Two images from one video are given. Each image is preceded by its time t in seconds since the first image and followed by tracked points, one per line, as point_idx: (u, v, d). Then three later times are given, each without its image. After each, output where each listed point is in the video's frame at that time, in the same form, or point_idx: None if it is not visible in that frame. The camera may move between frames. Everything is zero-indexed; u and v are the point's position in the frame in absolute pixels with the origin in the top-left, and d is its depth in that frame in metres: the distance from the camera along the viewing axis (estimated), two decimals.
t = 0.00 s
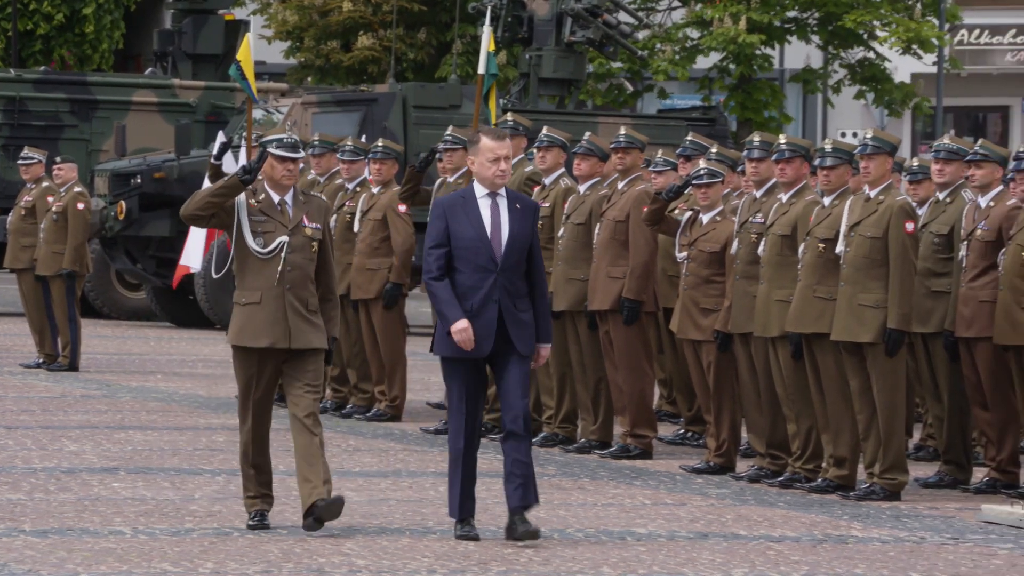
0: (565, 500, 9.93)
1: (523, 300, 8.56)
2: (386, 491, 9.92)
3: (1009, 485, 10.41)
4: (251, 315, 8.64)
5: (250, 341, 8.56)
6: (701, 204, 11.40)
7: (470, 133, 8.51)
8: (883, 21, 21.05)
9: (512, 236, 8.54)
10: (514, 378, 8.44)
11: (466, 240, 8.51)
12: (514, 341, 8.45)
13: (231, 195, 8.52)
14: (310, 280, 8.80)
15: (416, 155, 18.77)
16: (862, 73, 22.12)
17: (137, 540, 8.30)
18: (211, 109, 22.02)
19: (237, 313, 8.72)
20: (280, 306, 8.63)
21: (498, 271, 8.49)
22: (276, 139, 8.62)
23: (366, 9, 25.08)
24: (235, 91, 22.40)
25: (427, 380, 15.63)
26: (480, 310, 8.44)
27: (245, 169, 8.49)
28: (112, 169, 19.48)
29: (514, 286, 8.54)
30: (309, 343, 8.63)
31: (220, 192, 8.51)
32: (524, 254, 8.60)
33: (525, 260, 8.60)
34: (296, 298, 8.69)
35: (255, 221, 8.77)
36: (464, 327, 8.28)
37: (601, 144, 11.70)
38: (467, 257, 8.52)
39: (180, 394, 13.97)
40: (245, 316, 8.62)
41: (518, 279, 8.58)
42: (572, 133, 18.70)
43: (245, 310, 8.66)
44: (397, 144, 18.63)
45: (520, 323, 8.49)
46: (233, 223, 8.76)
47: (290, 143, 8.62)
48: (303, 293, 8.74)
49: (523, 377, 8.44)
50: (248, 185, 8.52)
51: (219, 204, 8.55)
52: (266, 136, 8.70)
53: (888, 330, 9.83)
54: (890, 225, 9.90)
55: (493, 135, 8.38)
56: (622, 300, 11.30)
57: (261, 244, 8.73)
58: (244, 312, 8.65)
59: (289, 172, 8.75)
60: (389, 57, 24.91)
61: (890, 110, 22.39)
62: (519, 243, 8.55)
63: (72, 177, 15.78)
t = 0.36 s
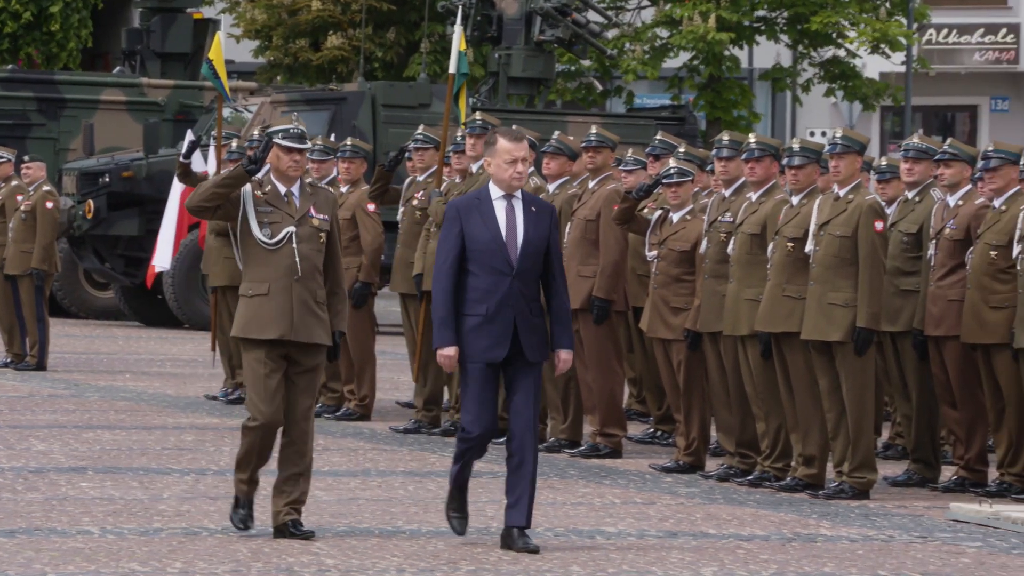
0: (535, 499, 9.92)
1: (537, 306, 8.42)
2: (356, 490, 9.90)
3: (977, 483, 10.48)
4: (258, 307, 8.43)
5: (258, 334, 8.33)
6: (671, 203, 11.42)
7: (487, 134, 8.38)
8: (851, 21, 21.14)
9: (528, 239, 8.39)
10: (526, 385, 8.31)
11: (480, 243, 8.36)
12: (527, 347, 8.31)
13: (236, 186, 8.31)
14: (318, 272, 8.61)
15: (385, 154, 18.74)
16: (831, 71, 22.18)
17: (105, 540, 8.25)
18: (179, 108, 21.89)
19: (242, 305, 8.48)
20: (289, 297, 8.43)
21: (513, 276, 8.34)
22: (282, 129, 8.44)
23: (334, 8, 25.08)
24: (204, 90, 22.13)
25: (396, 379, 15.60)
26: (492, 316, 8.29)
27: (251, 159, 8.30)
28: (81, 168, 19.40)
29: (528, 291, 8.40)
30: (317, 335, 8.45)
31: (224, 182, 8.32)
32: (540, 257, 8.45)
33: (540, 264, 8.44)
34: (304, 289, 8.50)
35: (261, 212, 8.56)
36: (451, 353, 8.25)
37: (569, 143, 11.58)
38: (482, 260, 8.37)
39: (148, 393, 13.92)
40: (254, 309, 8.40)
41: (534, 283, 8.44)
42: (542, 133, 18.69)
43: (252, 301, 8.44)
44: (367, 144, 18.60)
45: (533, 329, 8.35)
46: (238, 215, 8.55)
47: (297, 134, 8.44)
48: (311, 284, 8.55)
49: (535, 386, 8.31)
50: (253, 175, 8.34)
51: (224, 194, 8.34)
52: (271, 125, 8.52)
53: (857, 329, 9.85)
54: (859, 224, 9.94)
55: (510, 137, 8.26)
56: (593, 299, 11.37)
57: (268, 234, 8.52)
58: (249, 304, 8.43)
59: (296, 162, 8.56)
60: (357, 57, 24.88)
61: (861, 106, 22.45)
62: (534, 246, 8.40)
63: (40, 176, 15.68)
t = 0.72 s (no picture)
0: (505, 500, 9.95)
1: (542, 317, 8.28)
2: (326, 491, 9.90)
3: (944, 483, 10.52)
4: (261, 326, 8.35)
5: (262, 351, 8.26)
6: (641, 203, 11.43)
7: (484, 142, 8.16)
8: (820, 24, 21.23)
9: (530, 250, 8.25)
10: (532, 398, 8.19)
11: (481, 256, 8.23)
12: (532, 361, 8.17)
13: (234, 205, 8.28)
14: (322, 289, 8.53)
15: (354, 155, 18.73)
16: (799, 71, 22.28)
17: (74, 541, 8.24)
18: (148, 108, 21.90)
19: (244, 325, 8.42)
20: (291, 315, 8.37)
21: (516, 288, 8.21)
22: (279, 144, 8.34)
23: (304, 9, 25.07)
24: (172, 91, 22.29)
25: (366, 380, 15.61)
26: (495, 329, 8.18)
27: (247, 177, 8.23)
28: (49, 169, 19.34)
29: (532, 303, 8.25)
30: (320, 352, 8.36)
31: (221, 204, 8.32)
32: (544, 268, 8.31)
33: (544, 274, 8.30)
34: (307, 307, 8.42)
35: (261, 230, 8.51)
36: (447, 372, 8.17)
37: (538, 144, 11.68)
38: (484, 273, 8.23)
39: (117, 394, 13.90)
40: (256, 327, 8.32)
41: (539, 294, 8.29)
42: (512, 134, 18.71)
43: (255, 320, 8.37)
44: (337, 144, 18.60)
45: (537, 342, 8.22)
46: (238, 234, 8.50)
47: (294, 148, 8.34)
48: (313, 302, 8.46)
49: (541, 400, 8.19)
50: (251, 194, 8.27)
51: (221, 215, 8.34)
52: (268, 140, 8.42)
53: (826, 329, 9.90)
54: (828, 224, 9.97)
55: (509, 145, 8.07)
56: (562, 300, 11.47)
57: (269, 252, 8.47)
58: (252, 323, 8.36)
59: (295, 178, 8.49)
60: (327, 58, 24.86)
61: (829, 107, 22.55)
62: (537, 256, 8.26)
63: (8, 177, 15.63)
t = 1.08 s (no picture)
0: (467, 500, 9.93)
1: (538, 303, 8.15)
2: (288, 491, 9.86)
3: (906, 483, 10.56)
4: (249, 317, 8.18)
5: (249, 345, 8.09)
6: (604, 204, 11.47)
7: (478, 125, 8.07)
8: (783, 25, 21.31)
9: (525, 235, 8.11)
10: (529, 385, 8.00)
11: (476, 240, 8.09)
12: (530, 347, 8.03)
13: (227, 188, 8.11)
14: (312, 279, 8.34)
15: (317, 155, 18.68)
16: (761, 72, 22.38)
17: (34, 542, 8.19)
18: (110, 108, 21.79)
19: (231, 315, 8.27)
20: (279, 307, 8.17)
21: (512, 272, 8.07)
22: (273, 131, 8.16)
23: (266, 9, 24.98)
24: (134, 90, 22.18)
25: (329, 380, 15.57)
26: (492, 314, 8.03)
27: (240, 163, 8.04)
28: (10, 168, 19.23)
29: (528, 289, 8.12)
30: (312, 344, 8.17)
31: (215, 186, 8.11)
32: (540, 254, 8.18)
33: (540, 260, 8.16)
34: (296, 298, 8.23)
35: (252, 217, 8.32)
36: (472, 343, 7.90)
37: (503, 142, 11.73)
38: (479, 257, 8.09)
39: (79, 394, 13.83)
40: (244, 319, 8.17)
41: (535, 279, 8.16)
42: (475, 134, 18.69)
43: (243, 311, 8.20)
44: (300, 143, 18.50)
45: (534, 327, 8.08)
46: (228, 221, 8.32)
47: (288, 135, 8.15)
48: (303, 293, 8.28)
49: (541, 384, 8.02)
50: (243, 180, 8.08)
51: (212, 200, 8.16)
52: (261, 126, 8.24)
53: (788, 329, 9.93)
54: (790, 224, 10.00)
55: (504, 128, 7.96)
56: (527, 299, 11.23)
57: (258, 241, 8.27)
58: (240, 314, 8.20)
59: (287, 166, 8.30)
60: (289, 57, 24.78)
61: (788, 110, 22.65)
62: (533, 241, 8.13)
63: None
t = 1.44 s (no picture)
0: (428, 500, 9.93)
1: (544, 324, 7.82)
2: (248, 492, 9.83)
3: (865, 483, 10.63)
4: (249, 330, 8.00)
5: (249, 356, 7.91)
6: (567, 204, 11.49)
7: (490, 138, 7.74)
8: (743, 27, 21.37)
9: (535, 253, 7.78)
10: (530, 404, 7.67)
11: (483, 256, 7.76)
12: (534, 368, 7.71)
13: (230, 199, 7.91)
14: (315, 291, 8.16)
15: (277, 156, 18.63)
16: (722, 73, 22.41)
17: None
18: (69, 108, 21.68)
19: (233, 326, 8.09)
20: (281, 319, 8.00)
21: (520, 291, 7.74)
22: (278, 139, 7.98)
23: (226, 8, 24.92)
24: (93, 90, 22.05)
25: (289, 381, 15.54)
26: (497, 333, 7.70)
27: (243, 171, 7.85)
28: None
29: (535, 309, 7.80)
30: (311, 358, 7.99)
31: (217, 197, 7.92)
32: (548, 274, 7.85)
33: (549, 280, 7.84)
34: (298, 309, 8.05)
35: (255, 227, 8.15)
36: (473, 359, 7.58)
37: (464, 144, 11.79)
38: (486, 274, 7.77)
39: (38, 395, 13.77)
40: (245, 331, 7.98)
41: (542, 300, 7.84)
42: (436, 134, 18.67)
43: (244, 322, 8.02)
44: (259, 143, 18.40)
45: (539, 349, 7.75)
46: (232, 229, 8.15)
47: (294, 144, 7.98)
48: (306, 304, 8.10)
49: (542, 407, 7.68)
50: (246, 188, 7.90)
51: (215, 210, 7.98)
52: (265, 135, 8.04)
53: (748, 329, 9.94)
54: (750, 224, 10.02)
55: (517, 143, 7.63)
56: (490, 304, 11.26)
57: (261, 251, 8.10)
58: (241, 326, 8.02)
59: (293, 175, 8.11)
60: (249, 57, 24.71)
61: (750, 109, 22.70)
62: (542, 261, 7.79)
63: None
